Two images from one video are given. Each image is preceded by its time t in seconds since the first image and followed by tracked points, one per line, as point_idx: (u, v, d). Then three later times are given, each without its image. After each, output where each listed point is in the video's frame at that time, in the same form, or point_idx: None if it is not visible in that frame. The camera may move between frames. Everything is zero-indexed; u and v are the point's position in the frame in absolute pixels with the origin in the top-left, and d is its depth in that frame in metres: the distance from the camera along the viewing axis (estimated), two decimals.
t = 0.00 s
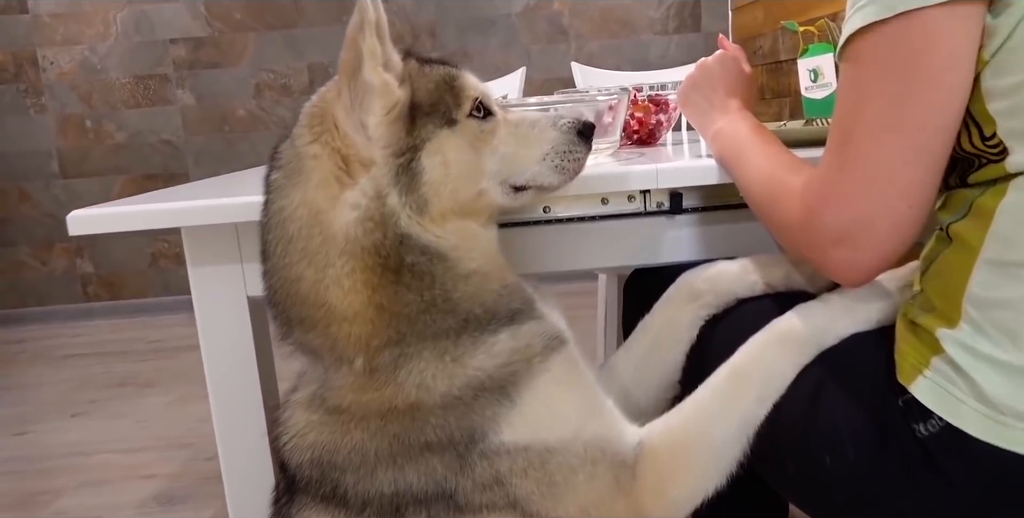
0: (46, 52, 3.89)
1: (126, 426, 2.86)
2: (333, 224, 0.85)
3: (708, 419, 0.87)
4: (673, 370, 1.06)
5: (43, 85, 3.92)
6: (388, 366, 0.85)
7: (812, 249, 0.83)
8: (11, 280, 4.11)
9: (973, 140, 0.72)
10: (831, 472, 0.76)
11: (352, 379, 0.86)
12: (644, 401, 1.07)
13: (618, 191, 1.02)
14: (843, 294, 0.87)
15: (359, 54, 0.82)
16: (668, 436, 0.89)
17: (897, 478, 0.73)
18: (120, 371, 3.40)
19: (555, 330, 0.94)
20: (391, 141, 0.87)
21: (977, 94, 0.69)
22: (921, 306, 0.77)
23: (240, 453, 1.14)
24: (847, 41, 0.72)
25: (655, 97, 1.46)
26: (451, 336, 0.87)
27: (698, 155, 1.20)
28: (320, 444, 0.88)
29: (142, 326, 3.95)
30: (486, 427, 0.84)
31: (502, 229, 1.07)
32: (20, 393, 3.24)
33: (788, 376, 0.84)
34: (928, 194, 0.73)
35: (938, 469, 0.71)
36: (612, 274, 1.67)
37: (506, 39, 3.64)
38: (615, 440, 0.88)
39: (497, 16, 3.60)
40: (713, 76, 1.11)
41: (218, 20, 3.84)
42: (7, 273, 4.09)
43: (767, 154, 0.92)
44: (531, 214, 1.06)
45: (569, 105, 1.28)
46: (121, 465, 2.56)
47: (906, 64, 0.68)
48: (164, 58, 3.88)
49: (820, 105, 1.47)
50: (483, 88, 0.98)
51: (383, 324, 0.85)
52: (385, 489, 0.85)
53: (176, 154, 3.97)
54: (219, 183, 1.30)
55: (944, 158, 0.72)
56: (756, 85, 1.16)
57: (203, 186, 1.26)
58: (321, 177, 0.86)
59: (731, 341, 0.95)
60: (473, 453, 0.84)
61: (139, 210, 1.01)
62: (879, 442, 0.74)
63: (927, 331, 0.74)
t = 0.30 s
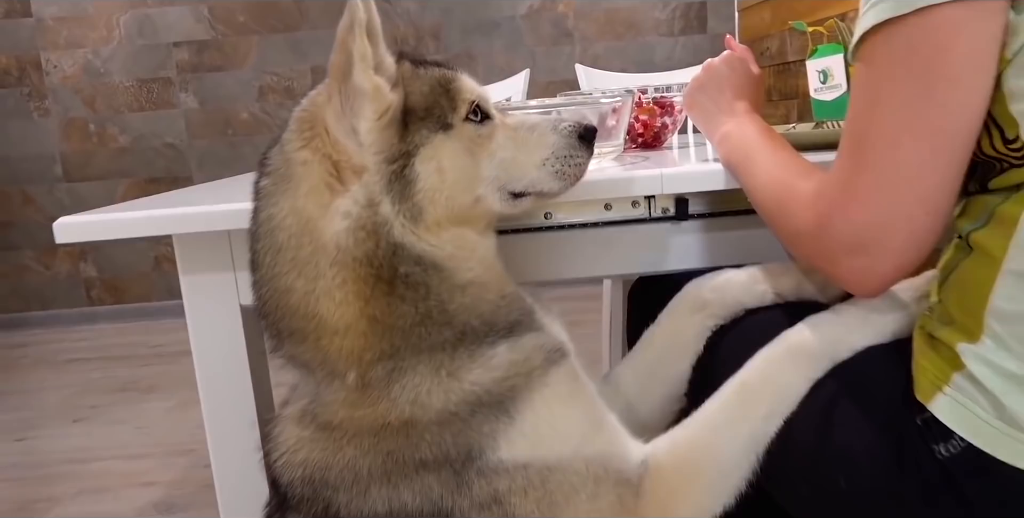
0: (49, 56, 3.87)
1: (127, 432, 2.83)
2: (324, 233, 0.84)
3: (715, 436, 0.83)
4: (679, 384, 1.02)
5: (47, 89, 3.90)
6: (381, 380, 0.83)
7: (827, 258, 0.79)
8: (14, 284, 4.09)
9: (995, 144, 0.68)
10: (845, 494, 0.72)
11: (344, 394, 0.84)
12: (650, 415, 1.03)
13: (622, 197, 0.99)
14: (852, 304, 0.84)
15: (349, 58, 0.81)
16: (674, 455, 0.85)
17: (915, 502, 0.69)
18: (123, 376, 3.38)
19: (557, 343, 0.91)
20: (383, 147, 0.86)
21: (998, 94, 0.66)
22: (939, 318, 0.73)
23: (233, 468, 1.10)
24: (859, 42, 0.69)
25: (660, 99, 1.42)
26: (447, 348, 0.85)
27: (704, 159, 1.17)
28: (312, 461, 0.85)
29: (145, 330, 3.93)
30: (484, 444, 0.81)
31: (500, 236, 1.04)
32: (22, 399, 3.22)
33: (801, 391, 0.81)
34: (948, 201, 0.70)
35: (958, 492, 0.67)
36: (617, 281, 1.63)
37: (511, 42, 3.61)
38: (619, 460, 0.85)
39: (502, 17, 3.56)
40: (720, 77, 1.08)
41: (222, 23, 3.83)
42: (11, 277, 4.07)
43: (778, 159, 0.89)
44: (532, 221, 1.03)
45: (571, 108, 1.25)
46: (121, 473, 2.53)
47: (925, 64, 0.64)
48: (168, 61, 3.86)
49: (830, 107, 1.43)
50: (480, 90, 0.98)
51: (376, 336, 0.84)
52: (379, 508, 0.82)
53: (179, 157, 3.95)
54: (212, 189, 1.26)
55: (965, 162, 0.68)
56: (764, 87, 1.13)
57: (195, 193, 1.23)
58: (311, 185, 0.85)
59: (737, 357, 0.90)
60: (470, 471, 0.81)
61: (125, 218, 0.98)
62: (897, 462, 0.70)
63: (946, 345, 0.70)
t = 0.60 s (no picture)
0: (54, 61, 3.86)
1: (130, 439, 2.81)
2: (315, 245, 0.82)
3: (723, 454, 0.80)
4: (686, 398, 0.99)
5: (51, 94, 3.89)
6: (375, 397, 0.81)
7: (841, 269, 0.76)
8: (19, 290, 4.08)
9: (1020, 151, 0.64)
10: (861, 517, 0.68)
11: (337, 411, 0.82)
12: (657, 430, 1.00)
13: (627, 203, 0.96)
14: (867, 317, 0.80)
15: (340, 64, 0.79)
16: (680, 473, 0.82)
17: None
18: (126, 382, 3.36)
19: (558, 358, 0.88)
20: (376, 157, 0.84)
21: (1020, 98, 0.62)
22: (960, 332, 0.69)
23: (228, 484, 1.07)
24: (874, 43, 0.66)
25: (666, 102, 1.39)
26: (444, 364, 0.83)
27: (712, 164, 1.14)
28: (305, 480, 0.82)
29: (150, 336, 3.91)
30: (483, 463, 0.78)
31: (499, 246, 1.01)
32: (25, 405, 3.20)
33: (813, 409, 0.77)
34: (969, 209, 0.66)
35: None
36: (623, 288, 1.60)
37: (516, 45, 3.58)
38: (623, 477, 0.82)
39: (506, 20, 3.53)
40: (728, 80, 1.04)
41: (226, 27, 3.81)
42: (16, 283, 4.07)
43: (789, 165, 0.85)
44: (533, 229, 1.00)
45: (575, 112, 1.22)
46: (123, 481, 2.51)
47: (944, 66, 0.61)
48: (172, 66, 3.85)
49: (840, 109, 1.40)
50: (479, 96, 0.95)
51: (370, 352, 0.81)
52: None
53: (184, 162, 3.93)
54: (206, 197, 1.23)
55: (986, 170, 0.64)
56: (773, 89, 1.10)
57: (189, 201, 1.19)
58: (302, 194, 0.83)
59: (747, 372, 0.86)
60: (469, 491, 0.78)
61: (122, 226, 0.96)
62: (916, 485, 0.67)
63: (968, 362, 0.66)
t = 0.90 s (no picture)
0: (60, 68, 3.85)
1: (134, 447, 2.79)
2: (304, 258, 0.83)
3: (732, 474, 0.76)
4: (691, 411, 0.96)
5: (57, 100, 3.88)
6: (367, 413, 0.80)
7: (857, 280, 0.72)
8: (26, 296, 4.08)
9: None
10: None
11: (329, 428, 0.81)
12: (662, 445, 0.97)
13: (630, 209, 0.93)
14: (881, 327, 0.76)
15: (330, 70, 0.78)
16: (686, 492, 0.78)
17: None
18: (131, 388, 3.34)
19: (559, 371, 0.87)
20: (367, 166, 0.83)
21: None
22: (979, 344, 0.66)
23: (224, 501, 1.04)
24: (887, 42, 0.63)
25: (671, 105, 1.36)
26: (439, 379, 0.82)
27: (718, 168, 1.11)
28: (296, 499, 0.81)
29: (156, 342, 3.90)
30: (480, 482, 0.77)
31: (496, 254, 0.99)
32: (30, 412, 3.19)
33: (824, 425, 0.74)
34: (990, 216, 0.63)
35: None
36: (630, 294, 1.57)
37: (521, 47, 3.55)
38: (627, 498, 0.79)
39: (511, 23, 3.51)
40: (732, 82, 1.01)
41: (230, 32, 3.80)
42: (23, 289, 4.06)
43: (799, 169, 0.82)
44: (532, 237, 0.98)
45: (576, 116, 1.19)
46: (127, 490, 2.48)
47: (965, 66, 0.57)
48: (177, 71, 3.84)
49: (850, 111, 1.36)
50: (476, 101, 0.94)
51: (362, 367, 0.81)
52: None
53: (189, 168, 3.92)
54: (198, 206, 1.21)
55: (1007, 176, 0.61)
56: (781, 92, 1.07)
57: (180, 209, 1.17)
58: (291, 204, 0.84)
59: (755, 384, 0.83)
60: (466, 511, 0.77)
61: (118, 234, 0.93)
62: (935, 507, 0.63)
63: (989, 377, 0.63)
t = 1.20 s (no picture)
0: (66, 73, 3.84)
1: (138, 452, 2.78)
2: (296, 267, 0.83)
3: (737, 489, 0.74)
4: (697, 421, 0.93)
5: (64, 106, 3.87)
6: (360, 425, 0.81)
7: (869, 287, 0.69)
8: (33, 301, 4.08)
9: None
10: None
11: (321, 441, 0.82)
12: (666, 455, 0.94)
13: (632, 214, 0.91)
14: (892, 335, 0.74)
15: (324, 70, 0.76)
16: (690, 507, 0.76)
17: None
18: (137, 393, 3.33)
19: (558, 381, 0.87)
20: (361, 170, 0.82)
21: None
22: (995, 354, 0.63)
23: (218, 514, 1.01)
24: (900, 39, 0.60)
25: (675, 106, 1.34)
26: (434, 390, 0.82)
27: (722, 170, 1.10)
28: (288, 511, 0.81)
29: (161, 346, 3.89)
30: (476, 496, 0.77)
31: (495, 260, 0.98)
32: (36, 417, 3.19)
33: (833, 436, 0.71)
34: (1005, 222, 0.60)
35: None
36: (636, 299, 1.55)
37: (526, 49, 3.53)
38: (626, 509, 0.78)
39: (517, 25, 3.48)
40: (736, 83, 0.98)
41: (236, 36, 3.79)
42: (30, 294, 4.07)
43: (805, 171, 0.80)
44: (531, 242, 0.96)
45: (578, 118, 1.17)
46: (131, 495, 2.47)
47: (978, 66, 0.56)
48: (183, 75, 3.83)
49: (859, 111, 1.34)
50: (471, 100, 0.93)
51: (354, 378, 0.81)
52: None
53: (195, 172, 3.91)
54: (182, 214, 1.17)
55: None
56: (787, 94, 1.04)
57: (166, 217, 1.14)
58: (282, 210, 0.84)
59: (765, 392, 0.80)
60: None
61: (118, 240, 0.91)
62: None
63: (1006, 387, 0.60)
